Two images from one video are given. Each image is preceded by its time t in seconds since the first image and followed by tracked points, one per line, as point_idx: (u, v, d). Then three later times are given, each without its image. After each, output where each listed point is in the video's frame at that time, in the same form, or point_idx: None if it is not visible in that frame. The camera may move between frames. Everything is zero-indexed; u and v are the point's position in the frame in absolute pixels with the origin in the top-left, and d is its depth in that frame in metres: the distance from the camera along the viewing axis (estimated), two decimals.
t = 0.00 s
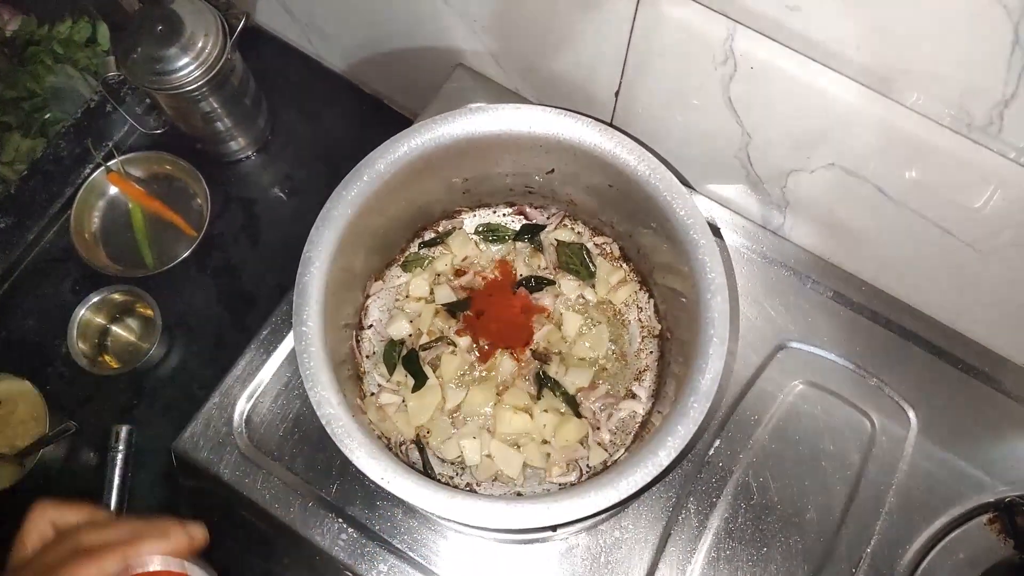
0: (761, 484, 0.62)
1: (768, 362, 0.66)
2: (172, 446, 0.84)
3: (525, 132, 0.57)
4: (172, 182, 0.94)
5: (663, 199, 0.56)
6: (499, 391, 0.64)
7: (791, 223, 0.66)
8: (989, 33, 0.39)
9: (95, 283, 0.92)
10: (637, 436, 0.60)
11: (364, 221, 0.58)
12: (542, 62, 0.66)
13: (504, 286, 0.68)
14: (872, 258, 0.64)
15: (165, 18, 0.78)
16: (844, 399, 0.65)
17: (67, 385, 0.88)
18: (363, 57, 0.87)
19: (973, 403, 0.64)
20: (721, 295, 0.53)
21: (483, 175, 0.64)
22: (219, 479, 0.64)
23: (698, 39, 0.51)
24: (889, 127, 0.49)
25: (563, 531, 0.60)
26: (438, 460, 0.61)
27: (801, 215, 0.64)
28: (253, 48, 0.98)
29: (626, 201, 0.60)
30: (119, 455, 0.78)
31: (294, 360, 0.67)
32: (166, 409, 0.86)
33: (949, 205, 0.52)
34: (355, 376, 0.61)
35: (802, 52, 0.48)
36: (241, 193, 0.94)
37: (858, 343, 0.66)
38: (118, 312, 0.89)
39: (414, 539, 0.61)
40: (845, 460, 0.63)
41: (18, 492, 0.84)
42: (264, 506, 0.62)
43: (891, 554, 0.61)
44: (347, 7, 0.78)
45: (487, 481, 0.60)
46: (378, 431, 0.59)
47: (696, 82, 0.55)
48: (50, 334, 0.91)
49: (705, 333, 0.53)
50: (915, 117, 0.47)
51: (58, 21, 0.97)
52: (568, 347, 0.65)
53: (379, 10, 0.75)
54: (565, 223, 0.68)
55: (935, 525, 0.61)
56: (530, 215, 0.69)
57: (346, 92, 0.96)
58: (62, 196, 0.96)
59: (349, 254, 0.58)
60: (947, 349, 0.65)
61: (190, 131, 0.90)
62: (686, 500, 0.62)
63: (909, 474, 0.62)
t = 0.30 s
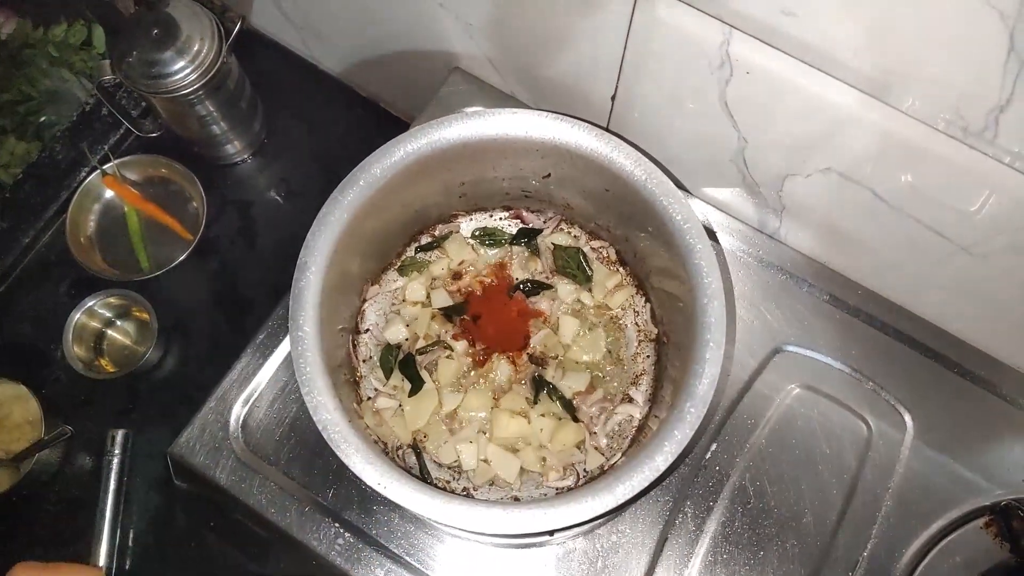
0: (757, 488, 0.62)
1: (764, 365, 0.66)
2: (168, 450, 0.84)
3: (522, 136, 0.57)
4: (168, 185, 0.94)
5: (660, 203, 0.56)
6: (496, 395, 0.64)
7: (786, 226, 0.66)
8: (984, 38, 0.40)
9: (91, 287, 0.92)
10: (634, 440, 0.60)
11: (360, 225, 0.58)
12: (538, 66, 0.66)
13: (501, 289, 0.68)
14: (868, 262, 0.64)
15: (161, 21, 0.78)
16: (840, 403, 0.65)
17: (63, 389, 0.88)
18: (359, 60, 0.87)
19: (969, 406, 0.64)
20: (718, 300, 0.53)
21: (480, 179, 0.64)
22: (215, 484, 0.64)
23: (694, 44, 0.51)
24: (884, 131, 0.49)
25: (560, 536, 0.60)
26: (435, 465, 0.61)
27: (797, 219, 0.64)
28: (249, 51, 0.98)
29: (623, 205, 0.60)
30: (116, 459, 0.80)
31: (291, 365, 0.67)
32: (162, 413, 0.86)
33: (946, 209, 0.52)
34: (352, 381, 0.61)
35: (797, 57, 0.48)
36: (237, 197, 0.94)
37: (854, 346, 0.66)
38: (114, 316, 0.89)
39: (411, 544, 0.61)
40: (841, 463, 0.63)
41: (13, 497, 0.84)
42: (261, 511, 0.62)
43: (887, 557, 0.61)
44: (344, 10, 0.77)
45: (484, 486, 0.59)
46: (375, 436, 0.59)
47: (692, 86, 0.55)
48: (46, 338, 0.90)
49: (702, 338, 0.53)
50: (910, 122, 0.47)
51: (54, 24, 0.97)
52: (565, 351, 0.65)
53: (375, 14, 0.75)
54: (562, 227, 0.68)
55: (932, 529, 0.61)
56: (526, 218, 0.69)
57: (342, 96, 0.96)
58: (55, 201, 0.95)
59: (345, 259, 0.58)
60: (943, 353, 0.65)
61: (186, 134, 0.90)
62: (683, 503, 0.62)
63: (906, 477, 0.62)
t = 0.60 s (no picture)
0: (757, 484, 0.63)
1: (763, 362, 0.66)
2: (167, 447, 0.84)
3: (524, 132, 0.57)
4: (168, 182, 0.94)
5: (661, 200, 0.56)
6: (496, 391, 0.64)
7: (786, 224, 0.66)
8: (986, 36, 0.40)
9: (90, 283, 0.92)
10: (634, 436, 0.60)
11: (361, 221, 0.58)
12: (540, 64, 0.66)
13: (501, 286, 0.68)
14: (867, 260, 0.64)
15: (162, 18, 0.78)
16: (839, 400, 0.65)
17: (61, 385, 0.88)
18: (360, 58, 0.88)
19: (967, 404, 0.64)
20: (718, 296, 0.53)
21: (481, 175, 0.64)
22: (214, 479, 0.64)
23: (697, 41, 0.51)
24: (885, 129, 0.49)
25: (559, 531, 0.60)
26: (435, 461, 0.61)
27: (797, 216, 0.64)
28: (249, 49, 0.98)
29: (623, 201, 0.60)
30: (114, 455, 0.77)
31: (291, 361, 0.67)
32: (160, 410, 0.86)
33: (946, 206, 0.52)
34: (352, 376, 0.61)
35: (799, 54, 0.48)
36: (237, 193, 0.94)
37: (853, 344, 0.66)
38: (113, 312, 0.89)
39: (410, 539, 0.61)
40: (841, 460, 0.63)
41: (10, 493, 0.84)
42: (261, 506, 0.62)
43: (886, 554, 0.61)
44: (345, 8, 0.78)
45: (484, 481, 0.59)
46: (376, 431, 0.59)
47: (694, 84, 0.55)
48: (45, 334, 0.90)
49: (703, 334, 0.53)
50: (911, 119, 0.48)
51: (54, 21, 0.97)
52: (565, 347, 0.65)
53: (376, 11, 0.75)
54: (562, 224, 0.68)
55: (930, 526, 0.61)
56: (527, 215, 0.69)
57: (343, 94, 0.96)
58: (55, 198, 0.94)
59: (347, 254, 0.58)
60: (942, 350, 0.65)
61: (186, 130, 0.90)
62: (683, 499, 0.62)
63: (905, 474, 0.62)
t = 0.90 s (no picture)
0: (759, 483, 0.63)
1: (766, 362, 0.67)
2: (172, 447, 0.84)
3: (528, 133, 0.58)
4: (172, 183, 0.94)
5: (665, 199, 0.56)
6: (500, 390, 0.64)
7: (788, 224, 0.67)
8: (986, 36, 0.40)
9: (95, 285, 0.92)
10: (637, 434, 0.61)
11: (367, 221, 0.59)
12: (543, 65, 0.67)
13: (505, 286, 0.69)
14: (869, 259, 0.64)
15: (167, 19, 0.78)
16: (841, 399, 0.65)
17: (67, 385, 0.88)
18: (364, 60, 0.88)
19: (969, 402, 0.64)
20: (722, 294, 0.54)
21: (485, 176, 0.64)
22: (220, 478, 0.64)
23: (699, 42, 0.51)
24: (886, 129, 0.49)
25: (563, 529, 0.60)
26: (440, 459, 0.61)
27: (799, 216, 0.65)
28: (253, 51, 0.98)
29: (627, 201, 0.60)
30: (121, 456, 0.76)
31: (296, 361, 0.67)
32: (166, 410, 0.87)
33: (947, 205, 0.52)
34: (358, 375, 0.62)
35: (801, 55, 0.48)
36: (241, 195, 0.94)
37: (855, 343, 0.67)
38: (119, 313, 0.89)
39: (415, 538, 0.61)
40: (843, 459, 0.64)
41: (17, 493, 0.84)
42: (267, 505, 0.62)
43: (888, 552, 0.61)
44: (349, 10, 0.78)
45: (489, 479, 0.60)
46: (381, 430, 0.59)
47: (696, 84, 0.56)
48: (51, 335, 0.91)
49: (706, 332, 0.54)
50: (912, 119, 0.48)
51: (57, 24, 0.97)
52: (569, 346, 0.66)
53: (379, 13, 0.76)
54: (566, 224, 0.69)
55: (932, 524, 0.62)
56: (531, 216, 0.69)
57: (346, 95, 0.96)
58: (61, 198, 0.96)
59: (352, 254, 0.59)
60: (943, 349, 0.66)
61: (190, 132, 0.91)
62: (686, 498, 0.62)
63: (907, 473, 0.63)
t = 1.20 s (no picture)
0: (759, 475, 0.63)
1: (765, 354, 0.67)
2: (173, 444, 0.85)
3: (527, 126, 0.58)
4: (173, 180, 0.94)
5: (664, 192, 0.56)
6: (501, 383, 0.64)
7: (786, 217, 0.67)
8: (983, 27, 0.40)
9: (96, 282, 0.93)
10: (637, 427, 0.61)
11: (367, 215, 0.59)
12: (542, 61, 0.67)
13: (505, 280, 0.69)
14: (869, 252, 0.64)
15: (167, 17, 0.79)
16: (841, 392, 0.66)
17: (69, 382, 0.89)
18: (364, 57, 0.88)
19: (968, 394, 0.64)
20: (721, 286, 0.54)
21: (485, 170, 0.65)
22: (221, 473, 0.64)
23: (698, 36, 0.51)
24: (885, 122, 0.49)
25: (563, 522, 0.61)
26: (441, 453, 0.61)
27: (797, 209, 0.65)
28: (253, 49, 0.98)
29: (626, 194, 0.61)
30: (122, 452, 0.77)
31: (297, 356, 0.67)
32: (167, 406, 0.87)
33: (945, 196, 0.52)
34: (359, 369, 0.62)
35: (799, 47, 0.49)
36: (242, 192, 0.94)
37: (854, 336, 0.67)
38: (120, 310, 0.89)
39: (417, 531, 0.61)
40: (842, 450, 0.64)
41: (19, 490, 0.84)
42: (267, 498, 0.62)
43: (888, 543, 0.61)
44: (349, 7, 0.78)
45: (489, 472, 0.60)
46: (382, 423, 0.59)
47: (695, 78, 0.56)
48: (52, 332, 0.91)
49: (705, 324, 0.54)
50: (910, 111, 0.48)
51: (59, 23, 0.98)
52: (569, 340, 0.66)
53: (379, 10, 0.76)
54: (565, 218, 0.69)
55: (931, 515, 0.62)
56: (530, 210, 0.70)
57: (345, 93, 0.97)
58: (62, 196, 0.95)
59: (352, 248, 0.59)
60: (942, 341, 0.66)
61: (191, 130, 0.91)
62: (686, 489, 0.63)
63: (906, 464, 0.63)
